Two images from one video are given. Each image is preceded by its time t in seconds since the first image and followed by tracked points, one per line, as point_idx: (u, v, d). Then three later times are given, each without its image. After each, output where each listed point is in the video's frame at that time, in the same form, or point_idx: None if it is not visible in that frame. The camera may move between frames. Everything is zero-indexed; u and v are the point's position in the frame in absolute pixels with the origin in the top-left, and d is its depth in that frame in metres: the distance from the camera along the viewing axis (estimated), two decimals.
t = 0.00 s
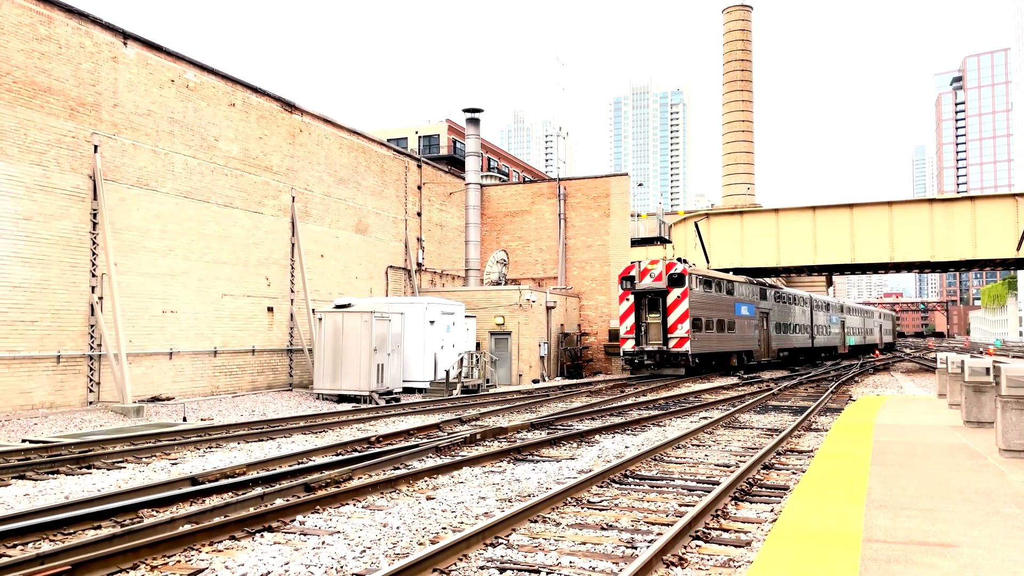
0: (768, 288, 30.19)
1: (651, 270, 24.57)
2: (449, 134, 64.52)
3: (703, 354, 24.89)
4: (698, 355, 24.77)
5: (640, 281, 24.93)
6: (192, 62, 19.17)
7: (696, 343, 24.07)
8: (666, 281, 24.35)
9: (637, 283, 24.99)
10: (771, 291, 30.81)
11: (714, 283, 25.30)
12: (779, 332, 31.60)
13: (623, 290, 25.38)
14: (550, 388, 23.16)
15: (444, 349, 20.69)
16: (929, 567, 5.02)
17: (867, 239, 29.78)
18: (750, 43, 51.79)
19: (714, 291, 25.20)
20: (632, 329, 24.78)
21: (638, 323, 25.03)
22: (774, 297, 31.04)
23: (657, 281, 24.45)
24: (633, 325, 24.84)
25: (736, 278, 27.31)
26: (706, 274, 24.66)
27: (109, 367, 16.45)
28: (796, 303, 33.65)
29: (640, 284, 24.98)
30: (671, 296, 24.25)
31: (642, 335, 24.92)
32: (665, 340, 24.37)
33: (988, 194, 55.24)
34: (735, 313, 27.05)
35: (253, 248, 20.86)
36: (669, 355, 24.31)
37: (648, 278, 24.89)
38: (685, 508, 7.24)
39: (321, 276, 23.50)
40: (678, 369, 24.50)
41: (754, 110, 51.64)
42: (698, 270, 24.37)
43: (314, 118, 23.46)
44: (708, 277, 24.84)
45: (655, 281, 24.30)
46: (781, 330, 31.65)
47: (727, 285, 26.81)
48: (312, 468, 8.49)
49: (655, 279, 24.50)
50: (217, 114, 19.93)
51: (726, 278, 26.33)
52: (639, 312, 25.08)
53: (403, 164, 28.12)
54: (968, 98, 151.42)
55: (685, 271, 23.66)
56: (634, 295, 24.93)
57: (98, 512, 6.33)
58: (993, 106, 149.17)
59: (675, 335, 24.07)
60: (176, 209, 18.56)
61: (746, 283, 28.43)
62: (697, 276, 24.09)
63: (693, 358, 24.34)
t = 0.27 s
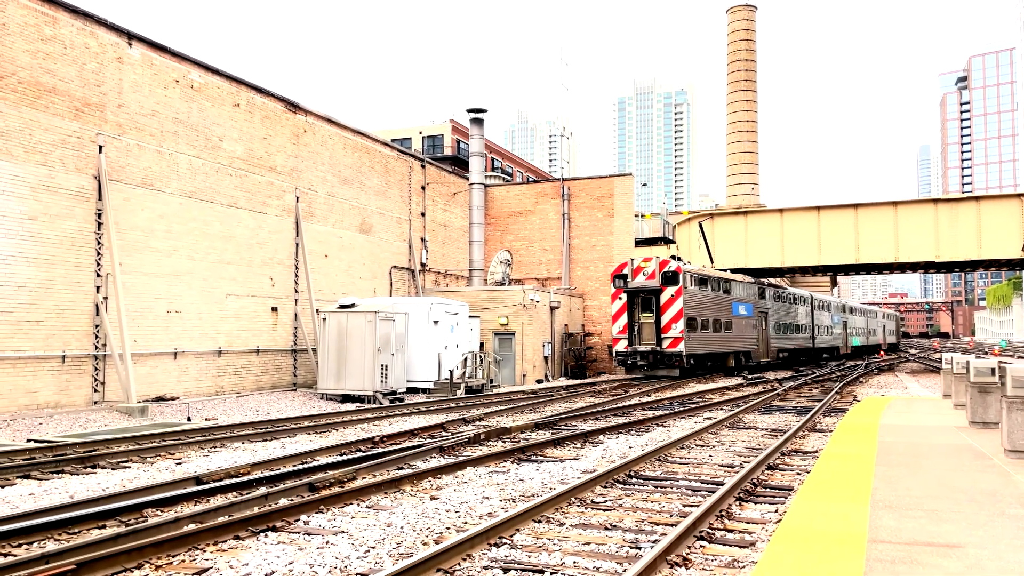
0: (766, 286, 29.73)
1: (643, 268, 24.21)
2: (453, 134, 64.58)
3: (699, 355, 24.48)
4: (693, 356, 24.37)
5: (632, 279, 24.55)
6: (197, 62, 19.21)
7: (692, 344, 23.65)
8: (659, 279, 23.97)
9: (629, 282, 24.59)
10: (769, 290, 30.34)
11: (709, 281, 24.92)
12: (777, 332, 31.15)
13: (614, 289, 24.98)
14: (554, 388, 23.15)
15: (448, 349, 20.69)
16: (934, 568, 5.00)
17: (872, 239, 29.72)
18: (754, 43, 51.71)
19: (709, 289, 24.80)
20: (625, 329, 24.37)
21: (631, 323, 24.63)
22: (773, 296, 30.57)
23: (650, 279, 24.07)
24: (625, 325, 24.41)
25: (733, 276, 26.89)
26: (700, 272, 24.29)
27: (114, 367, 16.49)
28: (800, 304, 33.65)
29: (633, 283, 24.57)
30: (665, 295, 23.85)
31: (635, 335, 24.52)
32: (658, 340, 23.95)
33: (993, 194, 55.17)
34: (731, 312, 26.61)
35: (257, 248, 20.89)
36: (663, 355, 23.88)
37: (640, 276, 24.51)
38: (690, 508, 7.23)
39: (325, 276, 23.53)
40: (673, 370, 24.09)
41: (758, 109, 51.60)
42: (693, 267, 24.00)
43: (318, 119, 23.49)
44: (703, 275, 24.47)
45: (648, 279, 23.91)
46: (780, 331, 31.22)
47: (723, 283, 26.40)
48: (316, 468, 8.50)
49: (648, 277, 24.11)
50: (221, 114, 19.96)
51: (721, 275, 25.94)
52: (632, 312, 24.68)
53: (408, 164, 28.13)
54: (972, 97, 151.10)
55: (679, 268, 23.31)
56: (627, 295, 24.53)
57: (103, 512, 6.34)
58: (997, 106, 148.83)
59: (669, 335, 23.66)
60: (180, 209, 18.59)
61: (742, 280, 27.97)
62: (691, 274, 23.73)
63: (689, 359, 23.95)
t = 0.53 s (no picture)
0: (764, 286, 29.12)
1: (636, 267, 23.71)
2: (456, 135, 64.63)
3: (692, 356, 23.88)
4: (687, 358, 23.79)
5: (624, 278, 24.04)
6: (200, 64, 19.25)
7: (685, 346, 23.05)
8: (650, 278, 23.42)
9: (621, 281, 24.10)
10: (767, 290, 29.76)
11: (703, 281, 24.34)
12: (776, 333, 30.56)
13: (606, 288, 24.50)
14: (557, 389, 23.13)
15: (451, 350, 20.73)
16: (938, 570, 4.98)
17: (876, 240, 29.67)
18: (757, 44, 51.68)
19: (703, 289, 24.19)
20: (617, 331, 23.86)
21: (623, 324, 24.10)
22: (771, 296, 29.98)
23: (642, 278, 23.55)
24: (617, 326, 23.94)
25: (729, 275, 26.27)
26: (694, 272, 23.70)
27: (118, 368, 16.52)
28: (804, 305, 33.64)
29: (625, 283, 24.02)
30: (657, 295, 23.29)
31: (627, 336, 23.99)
32: (650, 342, 23.42)
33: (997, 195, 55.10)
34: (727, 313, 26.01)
35: (261, 249, 20.93)
36: (655, 357, 23.31)
37: (632, 276, 23.99)
38: (693, 509, 7.22)
39: (329, 277, 23.55)
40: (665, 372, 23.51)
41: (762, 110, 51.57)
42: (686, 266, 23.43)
43: (322, 120, 23.53)
44: (697, 274, 23.89)
45: (640, 279, 23.36)
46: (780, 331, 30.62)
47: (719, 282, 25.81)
48: (320, 469, 8.51)
49: (640, 276, 23.60)
50: (224, 116, 19.99)
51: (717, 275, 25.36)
52: (624, 312, 24.14)
53: (411, 166, 28.17)
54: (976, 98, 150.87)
55: (672, 267, 22.78)
56: (619, 295, 24.00)
57: (108, 513, 6.36)
58: (1001, 106, 148.57)
59: (661, 336, 23.10)
60: (184, 211, 18.63)
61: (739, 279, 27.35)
62: (684, 273, 23.17)
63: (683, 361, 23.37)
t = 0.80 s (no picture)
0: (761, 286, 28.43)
1: (626, 266, 22.97)
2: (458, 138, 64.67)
3: (685, 358, 23.18)
4: (680, 360, 23.11)
5: (613, 277, 23.29)
6: (203, 67, 19.28)
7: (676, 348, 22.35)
8: (641, 277, 22.69)
9: (610, 280, 23.33)
10: (765, 289, 29.08)
11: (696, 280, 23.65)
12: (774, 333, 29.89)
13: (595, 288, 23.73)
14: (560, 391, 23.11)
15: (454, 352, 20.73)
16: (940, 571, 4.97)
17: (878, 241, 29.61)
18: (759, 46, 51.66)
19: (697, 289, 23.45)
20: (606, 332, 23.17)
21: (612, 325, 23.41)
22: (769, 296, 29.33)
23: (632, 277, 22.82)
24: (606, 327, 23.17)
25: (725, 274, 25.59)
26: (687, 270, 23.02)
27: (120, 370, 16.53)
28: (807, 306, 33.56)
29: (614, 282, 23.32)
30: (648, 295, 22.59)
31: (616, 337, 23.29)
32: (641, 343, 22.70)
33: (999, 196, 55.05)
34: (722, 313, 25.33)
35: (263, 251, 20.94)
36: (645, 359, 22.62)
37: (621, 274, 23.24)
38: (696, 511, 7.21)
39: (331, 279, 23.55)
40: (657, 375, 22.81)
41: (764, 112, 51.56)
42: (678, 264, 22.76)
43: (324, 123, 23.55)
44: (690, 274, 23.22)
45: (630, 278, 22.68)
46: (777, 332, 29.93)
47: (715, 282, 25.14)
48: (322, 471, 8.51)
49: (630, 275, 22.88)
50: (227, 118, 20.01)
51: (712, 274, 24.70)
52: (614, 312, 23.45)
53: (413, 167, 28.17)
54: (978, 99, 150.68)
55: (663, 266, 22.10)
56: (608, 294, 23.29)
57: (110, 515, 6.36)
58: (1003, 107, 148.42)
59: (652, 337, 22.39)
60: (187, 213, 18.66)
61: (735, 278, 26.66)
62: (676, 272, 22.50)
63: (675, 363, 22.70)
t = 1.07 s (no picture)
0: (756, 286, 27.84)
1: (614, 264, 22.18)
2: (460, 139, 64.71)
3: (675, 360, 22.34)
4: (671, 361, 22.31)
5: (601, 276, 22.53)
6: (204, 70, 19.30)
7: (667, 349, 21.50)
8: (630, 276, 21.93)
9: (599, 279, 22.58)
10: (760, 289, 28.44)
11: (687, 280, 22.92)
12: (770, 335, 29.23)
13: (583, 287, 22.98)
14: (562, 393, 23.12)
15: (456, 354, 20.72)
16: (944, 573, 4.96)
17: (880, 242, 29.59)
18: (760, 47, 51.65)
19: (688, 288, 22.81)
20: (593, 333, 22.37)
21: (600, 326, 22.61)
22: (764, 296, 28.71)
23: (621, 276, 22.07)
24: (594, 327, 22.37)
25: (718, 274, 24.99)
26: (679, 269, 22.31)
27: (123, 373, 16.54)
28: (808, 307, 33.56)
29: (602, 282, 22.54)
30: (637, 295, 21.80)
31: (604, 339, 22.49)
32: (630, 345, 21.87)
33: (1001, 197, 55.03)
34: (715, 314, 24.63)
35: (265, 253, 20.96)
36: (634, 361, 21.72)
37: (610, 273, 22.47)
38: (698, 513, 7.20)
39: (333, 281, 23.57)
40: (646, 378, 21.90)
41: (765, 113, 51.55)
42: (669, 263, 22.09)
43: (325, 125, 23.56)
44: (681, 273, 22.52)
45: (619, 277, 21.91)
46: (773, 334, 29.27)
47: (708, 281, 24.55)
48: (324, 473, 8.51)
49: (619, 273, 22.12)
50: (229, 121, 20.04)
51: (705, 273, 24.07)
52: (602, 313, 22.66)
53: (414, 169, 28.17)
54: (980, 99, 150.55)
55: (654, 264, 21.39)
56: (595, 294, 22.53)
57: (113, 517, 6.37)
58: (1005, 108, 148.27)
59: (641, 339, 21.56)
60: (189, 215, 18.68)
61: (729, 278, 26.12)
62: (666, 270, 21.75)
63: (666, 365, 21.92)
